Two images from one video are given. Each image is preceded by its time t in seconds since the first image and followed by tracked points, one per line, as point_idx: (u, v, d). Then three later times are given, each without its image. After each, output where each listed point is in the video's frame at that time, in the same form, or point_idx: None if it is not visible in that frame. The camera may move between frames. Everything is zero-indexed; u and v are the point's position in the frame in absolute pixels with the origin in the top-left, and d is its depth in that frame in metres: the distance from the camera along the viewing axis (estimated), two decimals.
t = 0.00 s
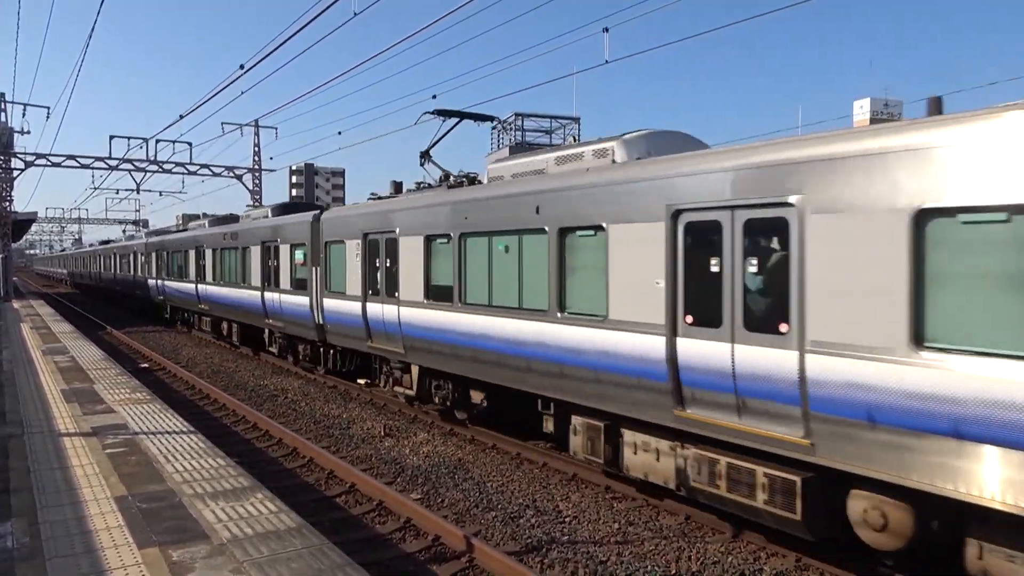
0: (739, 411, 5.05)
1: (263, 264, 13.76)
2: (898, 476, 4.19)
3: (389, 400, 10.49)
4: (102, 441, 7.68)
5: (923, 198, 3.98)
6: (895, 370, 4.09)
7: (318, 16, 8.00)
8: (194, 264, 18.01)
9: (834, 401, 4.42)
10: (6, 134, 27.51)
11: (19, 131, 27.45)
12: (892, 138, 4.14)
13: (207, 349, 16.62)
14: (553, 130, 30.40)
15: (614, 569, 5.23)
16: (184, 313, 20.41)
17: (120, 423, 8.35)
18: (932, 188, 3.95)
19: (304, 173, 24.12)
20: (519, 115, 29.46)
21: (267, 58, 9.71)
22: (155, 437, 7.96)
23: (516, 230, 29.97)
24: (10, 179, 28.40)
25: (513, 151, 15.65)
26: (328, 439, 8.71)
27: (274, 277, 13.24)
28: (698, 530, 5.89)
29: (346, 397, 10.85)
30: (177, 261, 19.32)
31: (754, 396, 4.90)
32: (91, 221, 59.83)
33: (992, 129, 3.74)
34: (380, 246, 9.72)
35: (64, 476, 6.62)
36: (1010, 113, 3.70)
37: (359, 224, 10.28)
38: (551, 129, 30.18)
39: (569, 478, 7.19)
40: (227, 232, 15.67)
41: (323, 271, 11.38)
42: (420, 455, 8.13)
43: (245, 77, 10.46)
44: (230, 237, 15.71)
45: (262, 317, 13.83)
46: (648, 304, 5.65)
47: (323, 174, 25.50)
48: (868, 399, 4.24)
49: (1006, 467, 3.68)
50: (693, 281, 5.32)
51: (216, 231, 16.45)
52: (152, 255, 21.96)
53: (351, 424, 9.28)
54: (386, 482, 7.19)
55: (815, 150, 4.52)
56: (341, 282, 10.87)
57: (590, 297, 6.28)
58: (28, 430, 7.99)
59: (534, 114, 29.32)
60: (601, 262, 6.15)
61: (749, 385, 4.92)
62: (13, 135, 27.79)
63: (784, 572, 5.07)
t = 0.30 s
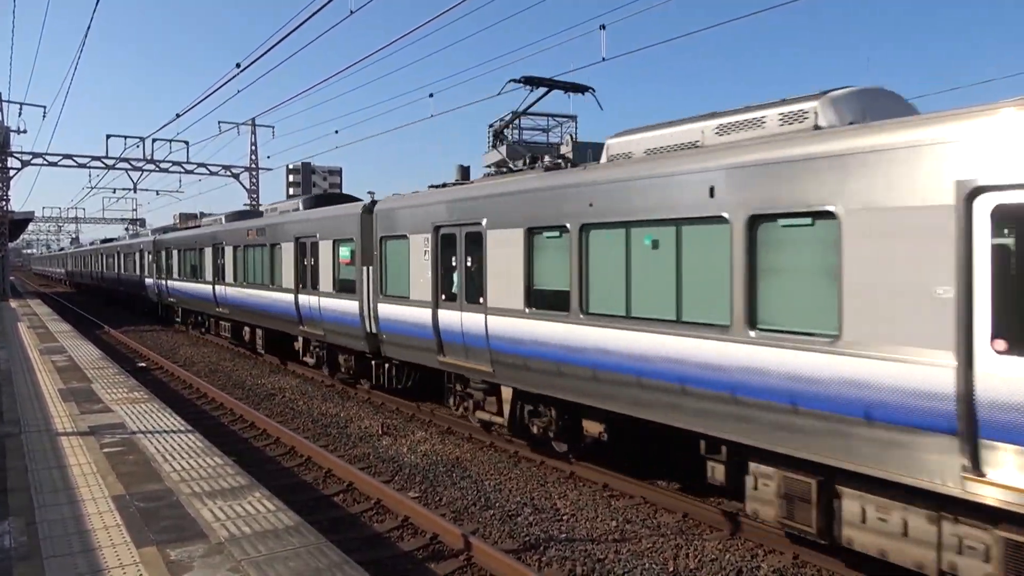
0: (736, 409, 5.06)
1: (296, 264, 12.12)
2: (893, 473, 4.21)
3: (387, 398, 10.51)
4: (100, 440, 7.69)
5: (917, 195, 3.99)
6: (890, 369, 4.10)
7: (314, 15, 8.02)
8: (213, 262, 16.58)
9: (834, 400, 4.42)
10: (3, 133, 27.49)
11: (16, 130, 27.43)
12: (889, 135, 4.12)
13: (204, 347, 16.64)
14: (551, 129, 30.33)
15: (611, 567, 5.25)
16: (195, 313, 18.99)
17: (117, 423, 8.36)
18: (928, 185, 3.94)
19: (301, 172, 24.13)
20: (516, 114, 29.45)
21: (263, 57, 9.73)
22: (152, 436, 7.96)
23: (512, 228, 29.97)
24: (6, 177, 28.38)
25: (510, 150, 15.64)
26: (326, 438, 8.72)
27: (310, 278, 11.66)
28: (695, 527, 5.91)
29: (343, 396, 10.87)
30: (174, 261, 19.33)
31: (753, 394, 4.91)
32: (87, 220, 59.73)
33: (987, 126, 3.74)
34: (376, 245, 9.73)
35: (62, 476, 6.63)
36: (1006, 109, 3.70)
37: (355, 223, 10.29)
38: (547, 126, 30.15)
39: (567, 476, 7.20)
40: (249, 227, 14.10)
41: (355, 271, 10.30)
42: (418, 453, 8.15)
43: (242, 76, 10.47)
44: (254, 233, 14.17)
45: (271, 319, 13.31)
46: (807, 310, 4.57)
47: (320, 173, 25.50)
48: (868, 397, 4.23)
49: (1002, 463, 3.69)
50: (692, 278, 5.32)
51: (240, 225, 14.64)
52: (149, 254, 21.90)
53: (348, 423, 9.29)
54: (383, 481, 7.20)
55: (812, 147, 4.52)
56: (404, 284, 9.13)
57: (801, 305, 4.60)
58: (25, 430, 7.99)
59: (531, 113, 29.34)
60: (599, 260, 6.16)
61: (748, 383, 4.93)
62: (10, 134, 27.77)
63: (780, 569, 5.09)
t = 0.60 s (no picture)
0: (741, 407, 5.03)
1: (348, 261, 10.55)
2: (900, 472, 4.17)
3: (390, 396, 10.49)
4: (103, 437, 7.67)
5: (924, 191, 3.94)
6: (897, 366, 4.06)
7: (317, 12, 7.98)
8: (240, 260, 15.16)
9: (837, 397, 4.39)
10: (7, 131, 27.50)
11: (20, 127, 27.44)
12: (897, 132, 4.08)
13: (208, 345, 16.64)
14: (554, 127, 30.24)
15: (616, 565, 5.22)
16: (217, 315, 17.66)
17: (121, 420, 8.35)
18: (934, 184, 3.90)
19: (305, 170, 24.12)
20: (520, 111, 29.40)
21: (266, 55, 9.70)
22: (156, 433, 7.95)
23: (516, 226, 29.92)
24: (11, 174, 28.41)
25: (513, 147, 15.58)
26: (329, 435, 8.70)
27: (365, 277, 10.08)
28: (699, 525, 5.88)
29: (346, 393, 10.86)
30: (178, 258, 19.34)
31: (755, 391, 4.87)
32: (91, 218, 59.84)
33: (995, 124, 3.69)
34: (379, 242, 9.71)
35: (65, 473, 6.61)
36: (1013, 107, 3.65)
37: (358, 221, 10.27)
38: (552, 124, 30.11)
39: (570, 474, 7.17)
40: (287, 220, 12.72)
41: (358, 269, 10.29)
42: (422, 451, 8.12)
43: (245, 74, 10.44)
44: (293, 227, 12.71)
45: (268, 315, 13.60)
46: (937, 316, 3.92)
47: (324, 171, 25.49)
48: (872, 395, 4.20)
49: (1015, 464, 3.64)
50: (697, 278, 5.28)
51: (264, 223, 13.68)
52: (152, 251, 21.93)
53: (352, 420, 9.26)
54: (387, 479, 7.18)
55: (816, 145, 4.48)
56: (465, 285, 7.98)
57: (914, 309, 4.02)
58: (29, 427, 7.98)
59: (535, 110, 29.28)
60: (601, 258, 6.13)
61: (750, 380, 4.89)
62: (13, 131, 27.79)
63: (785, 568, 5.05)
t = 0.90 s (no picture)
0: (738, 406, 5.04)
1: (410, 262, 8.94)
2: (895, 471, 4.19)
3: (388, 394, 10.52)
4: (102, 435, 7.68)
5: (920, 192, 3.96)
6: (895, 368, 4.07)
7: (315, 10, 8.00)
8: (268, 260, 13.27)
9: (833, 396, 4.40)
10: (6, 128, 27.51)
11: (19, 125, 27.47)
12: (896, 131, 4.08)
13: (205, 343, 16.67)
14: (553, 126, 30.17)
15: (613, 564, 5.22)
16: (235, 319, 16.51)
17: (119, 418, 8.36)
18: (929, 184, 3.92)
19: (303, 169, 24.16)
20: (518, 110, 29.40)
21: (265, 53, 9.71)
22: (154, 431, 7.96)
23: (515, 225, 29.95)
24: (10, 172, 28.44)
25: (512, 146, 15.54)
26: (327, 433, 8.71)
27: (407, 279, 9.02)
28: (697, 524, 5.88)
29: (344, 391, 10.89)
30: (176, 256, 19.36)
31: (753, 390, 4.88)
32: (89, 216, 59.84)
33: (991, 125, 3.70)
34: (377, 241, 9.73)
35: (63, 471, 6.62)
36: (1009, 108, 3.66)
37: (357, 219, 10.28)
38: (550, 124, 30.14)
39: (569, 473, 7.17)
40: (328, 213, 11.18)
41: (356, 267, 10.31)
42: (420, 449, 8.12)
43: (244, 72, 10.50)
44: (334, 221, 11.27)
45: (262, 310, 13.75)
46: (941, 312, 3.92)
47: (322, 170, 25.56)
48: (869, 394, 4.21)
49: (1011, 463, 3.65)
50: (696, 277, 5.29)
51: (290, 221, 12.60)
52: (150, 249, 21.94)
53: (350, 419, 9.27)
54: (385, 477, 7.19)
55: (813, 144, 4.48)
56: (464, 284, 7.99)
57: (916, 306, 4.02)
58: (27, 425, 7.99)
59: (534, 109, 29.30)
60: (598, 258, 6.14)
61: (748, 379, 4.91)
62: (12, 129, 27.78)
63: (784, 567, 5.06)
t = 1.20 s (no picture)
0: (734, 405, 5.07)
1: (409, 259, 8.92)
2: (888, 469, 4.23)
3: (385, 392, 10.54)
4: (99, 433, 7.68)
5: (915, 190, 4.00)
6: (889, 367, 4.11)
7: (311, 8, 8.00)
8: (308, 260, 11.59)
9: (831, 395, 4.43)
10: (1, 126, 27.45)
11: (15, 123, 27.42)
12: (893, 130, 4.11)
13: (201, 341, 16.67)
14: (549, 124, 30.14)
15: (609, 562, 5.24)
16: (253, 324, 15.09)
17: (116, 416, 8.37)
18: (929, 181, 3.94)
19: (300, 166, 24.18)
20: (515, 108, 29.41)
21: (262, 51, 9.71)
22: (151, 429, 7.96)
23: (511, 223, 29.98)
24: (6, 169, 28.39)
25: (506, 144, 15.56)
26: (324, 432, 8.72)
27: (404, 278, 9.04)
28: (693, 522, 5.91)
29: (340, 389, 10.91)
30: (173, 254, 19.36)
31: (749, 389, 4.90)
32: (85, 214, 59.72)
33: (992, 121, 3.71)
34: (373, 239, 9.74)
35: (60, 469, 6.63)
36: (1008, 105, 3.67)
37: (352, 217, 10.28)
38: (546, 122, 30.16)
39: (566, 471, 7.19)
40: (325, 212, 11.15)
41: (352, 265, 10.32)
42: (417, 448, 8.14)
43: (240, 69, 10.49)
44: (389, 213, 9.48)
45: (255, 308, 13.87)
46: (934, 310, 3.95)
47: (319, 168, 25.56)
48: (867, 394, 4.23)
49: (1002, 461, 3.69)
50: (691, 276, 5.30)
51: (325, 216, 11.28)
52: (147, 246, 21.99)
53: (347, 417, 9.29)
54: (382, 475, 7.21)
55: (811, 143, 4.50)
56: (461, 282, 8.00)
57: (910, 304, 4.05)
58: (24, 423, 7.99)
59: (530, 108, 29.33)
60: (594, 257, 6.16)
61: (744, 378, 4.94)
62: (8, 127, 27.72)
63: (779, 565, 5.09)
